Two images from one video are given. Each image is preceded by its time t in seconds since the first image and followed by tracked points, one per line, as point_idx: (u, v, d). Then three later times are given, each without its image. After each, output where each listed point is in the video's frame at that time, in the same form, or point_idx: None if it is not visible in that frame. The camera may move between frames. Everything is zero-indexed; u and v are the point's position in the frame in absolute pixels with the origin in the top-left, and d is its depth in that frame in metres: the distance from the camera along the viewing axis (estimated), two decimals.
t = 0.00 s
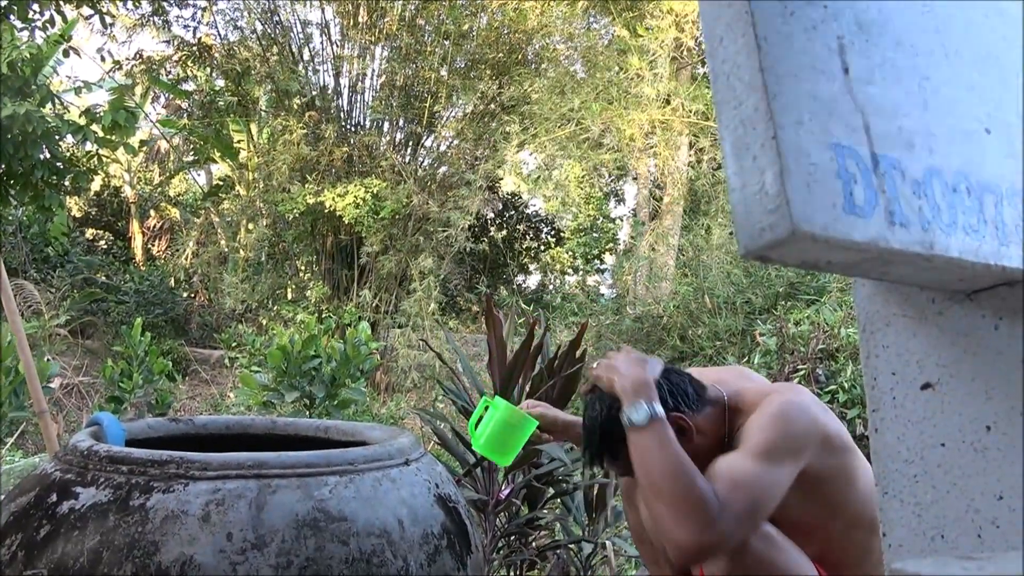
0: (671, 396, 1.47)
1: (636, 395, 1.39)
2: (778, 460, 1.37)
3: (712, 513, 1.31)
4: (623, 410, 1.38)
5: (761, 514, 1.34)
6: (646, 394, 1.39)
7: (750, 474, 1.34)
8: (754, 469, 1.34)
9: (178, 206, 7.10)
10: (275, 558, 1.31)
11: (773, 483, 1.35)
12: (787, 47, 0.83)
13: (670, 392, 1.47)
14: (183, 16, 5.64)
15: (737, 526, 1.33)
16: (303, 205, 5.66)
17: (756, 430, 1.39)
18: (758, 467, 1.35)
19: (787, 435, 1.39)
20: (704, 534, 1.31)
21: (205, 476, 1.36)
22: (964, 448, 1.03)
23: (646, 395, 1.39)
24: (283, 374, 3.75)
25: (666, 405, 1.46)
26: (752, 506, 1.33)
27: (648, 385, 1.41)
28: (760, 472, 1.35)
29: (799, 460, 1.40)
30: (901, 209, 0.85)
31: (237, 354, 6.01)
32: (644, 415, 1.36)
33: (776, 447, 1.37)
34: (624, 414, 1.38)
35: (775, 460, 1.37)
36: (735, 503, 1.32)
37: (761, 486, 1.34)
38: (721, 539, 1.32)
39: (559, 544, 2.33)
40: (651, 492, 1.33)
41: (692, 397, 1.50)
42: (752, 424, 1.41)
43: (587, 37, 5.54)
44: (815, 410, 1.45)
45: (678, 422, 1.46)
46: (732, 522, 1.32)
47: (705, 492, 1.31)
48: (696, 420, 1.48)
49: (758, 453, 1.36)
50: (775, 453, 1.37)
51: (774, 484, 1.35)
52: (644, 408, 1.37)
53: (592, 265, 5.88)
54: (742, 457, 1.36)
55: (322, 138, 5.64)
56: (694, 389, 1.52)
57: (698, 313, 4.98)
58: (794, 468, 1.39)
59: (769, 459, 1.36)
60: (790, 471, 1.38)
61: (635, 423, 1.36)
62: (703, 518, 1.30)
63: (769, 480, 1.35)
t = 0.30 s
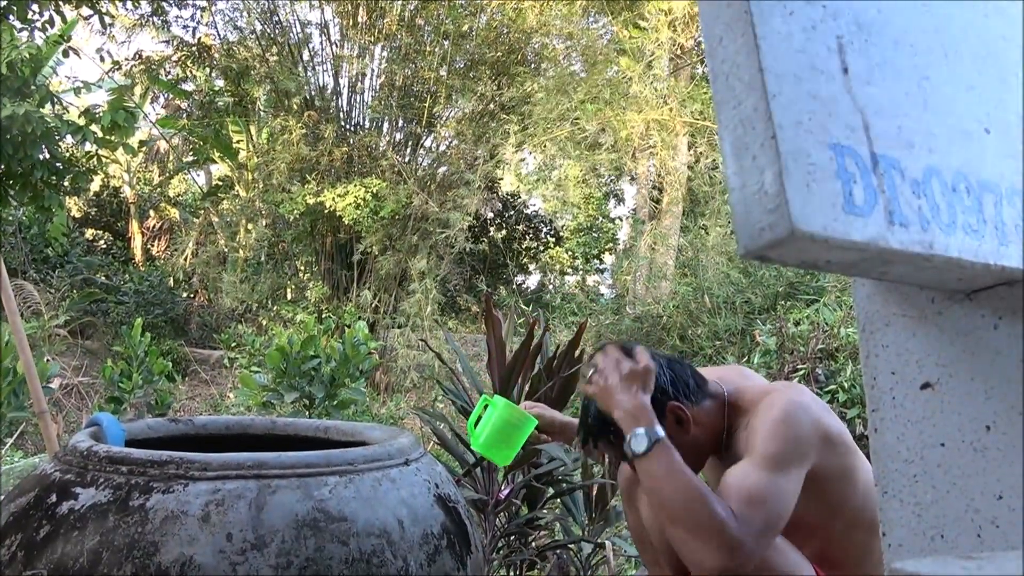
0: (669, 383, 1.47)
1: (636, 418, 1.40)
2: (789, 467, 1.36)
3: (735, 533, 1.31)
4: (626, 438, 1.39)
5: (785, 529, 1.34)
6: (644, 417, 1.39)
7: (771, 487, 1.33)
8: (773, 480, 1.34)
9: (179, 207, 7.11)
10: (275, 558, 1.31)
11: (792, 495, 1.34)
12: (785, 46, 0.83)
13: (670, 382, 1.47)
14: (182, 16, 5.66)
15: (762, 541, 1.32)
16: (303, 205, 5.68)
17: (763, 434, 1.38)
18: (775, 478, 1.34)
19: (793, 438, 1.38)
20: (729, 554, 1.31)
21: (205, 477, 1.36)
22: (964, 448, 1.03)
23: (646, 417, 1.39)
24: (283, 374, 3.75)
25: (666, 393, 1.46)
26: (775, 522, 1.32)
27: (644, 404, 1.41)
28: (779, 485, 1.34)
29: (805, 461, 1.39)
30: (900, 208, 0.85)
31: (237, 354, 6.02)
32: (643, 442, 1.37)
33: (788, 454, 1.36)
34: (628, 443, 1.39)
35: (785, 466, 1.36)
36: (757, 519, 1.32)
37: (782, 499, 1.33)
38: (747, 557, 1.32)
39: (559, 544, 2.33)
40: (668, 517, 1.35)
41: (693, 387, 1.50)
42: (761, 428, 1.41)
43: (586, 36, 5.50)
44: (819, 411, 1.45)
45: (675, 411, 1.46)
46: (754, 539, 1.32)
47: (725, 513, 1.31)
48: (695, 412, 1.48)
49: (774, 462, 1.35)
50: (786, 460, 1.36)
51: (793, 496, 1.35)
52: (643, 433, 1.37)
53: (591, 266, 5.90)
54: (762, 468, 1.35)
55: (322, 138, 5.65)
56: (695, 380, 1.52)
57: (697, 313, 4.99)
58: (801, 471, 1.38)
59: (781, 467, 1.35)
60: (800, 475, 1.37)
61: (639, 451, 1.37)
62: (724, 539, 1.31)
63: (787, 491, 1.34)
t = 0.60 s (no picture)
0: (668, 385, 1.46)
1: (626, 421, 1.41)
2: (788, 467, 1.36)
3: (730, 532, 1.30)
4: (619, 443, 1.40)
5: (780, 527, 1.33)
6: (634, 418, 1.41)
7: (762, 486, 1.32)
8: (767, 480, 1.33)
9: (179, 207, 7.11)
10: (275, 558, 1.31)
11: (786, 494, 1.33)
12: (785, 47, 0.83)
13: (671, 383, 1.47)
14: (181, 16, 5.68)
15: (758, 538, 1.32)
16: (302, 205, 5.67)
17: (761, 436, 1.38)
18: (770, 478, 1.33)
19: (792, 439, 1.38)
20: (723, 553, 1.31)
21: (205, 477, 1.36)
22: (964, 449, 1.03)
23: (636, 417, 1.41)
24: (283, 374, 3.75)
25: (667, 393, 1.46)
26: (769, 520, 1.32)
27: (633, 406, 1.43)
28: (774, 484, 1.33)
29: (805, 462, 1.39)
30: (900, 208, 0.85)
31: (237, 354, 6.02)
32: (633, 445, 1.38)
33: (785, 453, 1.36)
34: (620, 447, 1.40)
35: (785, 467, 1.35)
36: (751, 518, 1.31)
37: (775, 496, 1.32)
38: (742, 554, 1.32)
39: (559, 544, 2.33)
40: (665, 518, 1.35)
41: (695, 390, 1.50)
42: (757, 429, 1.41)
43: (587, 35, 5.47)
44: (818, 412, 1.45)
45: (676, 412, 1.45)
46: (750, 537, 1.31)
47: (721, 512, 1.31)
48: (695, 414, 1.48)
49: (770, 461, 1.35)
50: (785, 461, 1.36)
51: (789, 494, 1.34)
52: (633, 436, 1.38)
53: (592, 265, 5.86)
54: (753, 468, 1.34)
55: (322, 138, 5.65)
56: (698, 384, 1.52)
57: (697, 313, 5.02)
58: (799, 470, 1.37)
59: (780, 468, 1.35)
60: (800, 476, 1.37)
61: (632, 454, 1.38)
62: (719, 539, 1.30)
63: (782, 491, 1.33)
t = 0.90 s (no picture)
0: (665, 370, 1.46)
1: (613, 446, 1.43)
2: (792, 467, 1.35)
3: (736, 540, 1.30)
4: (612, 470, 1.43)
5: (787, 528, 1.32)
6: (622, 444, 1.43)
7: (765, 487, 1.32)
8: (770, 482, 1.32)
9: (179, 207, 7.12)
10: (275, 558, 1.31)
11: (791, 494, 1.32)
12: (786, 47, 0.83)
13: (669, 369, 1.47)
14: (181, 16, 5.67)
15: (767, 542, 1.31)
16: (302, 205, 5.67)
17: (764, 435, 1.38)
18: (773, 479, 1.32)
19: (793, 437, 1.38)
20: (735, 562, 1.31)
21: (205, 477, 1.36)
22: (964, 448, 1.03)
23: (624, 444, 1.43)
24: (283, 374, 3.74)
25: (664, 377, 1.46)
26: (775, 522, 1.31)
27: (621, 431, 1.44)
28: (779, 486, 1.32)
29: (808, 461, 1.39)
30: (900, 208, 0.85)
31: (237, 354, 6.02)
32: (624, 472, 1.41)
33: (786, 452, 1.35)
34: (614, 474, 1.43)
35: (788, 466, 1.35)
36: (756, 520, 1.31)
37: (781, 497, 1.31)
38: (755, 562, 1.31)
39: (559, 544, 2.33)
40: (673, 537, 1.37)
41: (694, 379, 1.49)
42: (761, 430, 1.41)
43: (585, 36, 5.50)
44: (821, 411, 1.45)
45: (672, 398, 1.44)
46: (757, 542, 1.31)
47: (723, 521, 1.31)
48: (693, 403, 1.46)
49: (767, 462, 1.34)
50: (787, 460, 1.35)
51: (794, 494, 1.33)
52: (622, 463, 1.41)
53: (591, 266, 5.90)
54: (756, 470, 1.34)
55: (321, 138, 5.65)
56: (698, 374, 1.51)
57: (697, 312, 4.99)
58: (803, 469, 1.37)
59: (784, 468, 1.34)
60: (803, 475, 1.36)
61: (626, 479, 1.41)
62: (726, 549, 1.31)
63: (786, 490, 1.32)
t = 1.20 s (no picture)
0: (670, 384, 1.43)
1: (615, 364, 1.44)
2: (778, 450, 1.36)
3: (696, 477, 1.29)
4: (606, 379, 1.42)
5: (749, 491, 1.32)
6: (625, 363, 1.44)
7: (738, 448, 1.33)
8: (745, 446, 1.33)
9: (178, 207, 7.13)
10: (275, 558, 1.31)
11: (763, 467, 1.33)
12: (786, 47, 0.83)
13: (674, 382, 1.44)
14: (181, 15, 5.76)
15: (724, 493, 1.30)
16: (302, 206, 5.67)
17: (757, 419, 1.38)
18: (751, 445, 1.34)
19: (789, 430, 1.38)
20: (687, 495, 1.29)
21: (205, 477, 1.36)
22: (964, 448, 1.03)
23: (624, 365, 1.44)
24: (283, 374, 3.75)
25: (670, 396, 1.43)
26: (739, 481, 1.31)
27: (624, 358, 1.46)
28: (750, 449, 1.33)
29: (800, 454, 1.39)
30: (899, 209, 0.85)
31: (237, 354, 6.03)
32: (622, 381, 1.40)
33: (775, 437, 1.37)
34: (606, 382, 1.42)
35: (773, 448, 1.36)
36: (721, 473, 1.30)
37: (752, 464, 1.32)
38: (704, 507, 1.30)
39: (559, 544, 2.33)
40: (633, 456, 1.34)
41: (694, 391, 1.48)
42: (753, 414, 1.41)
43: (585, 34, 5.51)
44: (820, 410, 1.44)
45: (678, 415, 1.44)
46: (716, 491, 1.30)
47: (689, 459, 1.30)
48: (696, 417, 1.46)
49: (754, 436, 1.35)
50: (774, 444, 1.36)
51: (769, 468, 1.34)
52: (623, 375, 1.41)
53: (590, 266, 5.91)
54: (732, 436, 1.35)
55: (321, 138, 5.64)
56: (697, 384, 1.50)
57: (697, 312, 5.07)
58: (794, 461, 1.38)
59: (767, 446, 1.35)
60: (789, 461, 1.37)
61: (616, 389, 1.40)
62: (685, 480, 1.29)
63: (760, 461, 1.33)
